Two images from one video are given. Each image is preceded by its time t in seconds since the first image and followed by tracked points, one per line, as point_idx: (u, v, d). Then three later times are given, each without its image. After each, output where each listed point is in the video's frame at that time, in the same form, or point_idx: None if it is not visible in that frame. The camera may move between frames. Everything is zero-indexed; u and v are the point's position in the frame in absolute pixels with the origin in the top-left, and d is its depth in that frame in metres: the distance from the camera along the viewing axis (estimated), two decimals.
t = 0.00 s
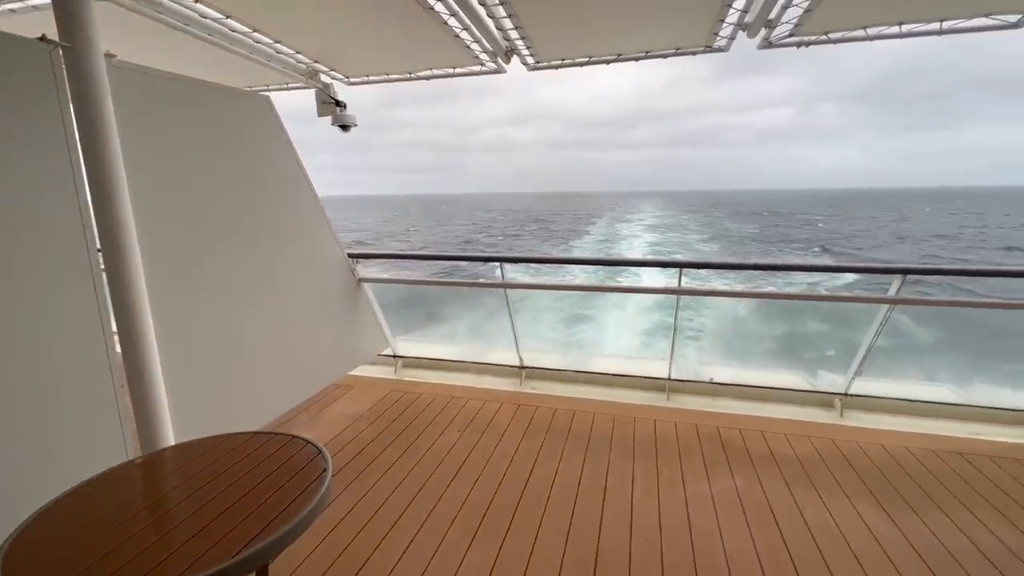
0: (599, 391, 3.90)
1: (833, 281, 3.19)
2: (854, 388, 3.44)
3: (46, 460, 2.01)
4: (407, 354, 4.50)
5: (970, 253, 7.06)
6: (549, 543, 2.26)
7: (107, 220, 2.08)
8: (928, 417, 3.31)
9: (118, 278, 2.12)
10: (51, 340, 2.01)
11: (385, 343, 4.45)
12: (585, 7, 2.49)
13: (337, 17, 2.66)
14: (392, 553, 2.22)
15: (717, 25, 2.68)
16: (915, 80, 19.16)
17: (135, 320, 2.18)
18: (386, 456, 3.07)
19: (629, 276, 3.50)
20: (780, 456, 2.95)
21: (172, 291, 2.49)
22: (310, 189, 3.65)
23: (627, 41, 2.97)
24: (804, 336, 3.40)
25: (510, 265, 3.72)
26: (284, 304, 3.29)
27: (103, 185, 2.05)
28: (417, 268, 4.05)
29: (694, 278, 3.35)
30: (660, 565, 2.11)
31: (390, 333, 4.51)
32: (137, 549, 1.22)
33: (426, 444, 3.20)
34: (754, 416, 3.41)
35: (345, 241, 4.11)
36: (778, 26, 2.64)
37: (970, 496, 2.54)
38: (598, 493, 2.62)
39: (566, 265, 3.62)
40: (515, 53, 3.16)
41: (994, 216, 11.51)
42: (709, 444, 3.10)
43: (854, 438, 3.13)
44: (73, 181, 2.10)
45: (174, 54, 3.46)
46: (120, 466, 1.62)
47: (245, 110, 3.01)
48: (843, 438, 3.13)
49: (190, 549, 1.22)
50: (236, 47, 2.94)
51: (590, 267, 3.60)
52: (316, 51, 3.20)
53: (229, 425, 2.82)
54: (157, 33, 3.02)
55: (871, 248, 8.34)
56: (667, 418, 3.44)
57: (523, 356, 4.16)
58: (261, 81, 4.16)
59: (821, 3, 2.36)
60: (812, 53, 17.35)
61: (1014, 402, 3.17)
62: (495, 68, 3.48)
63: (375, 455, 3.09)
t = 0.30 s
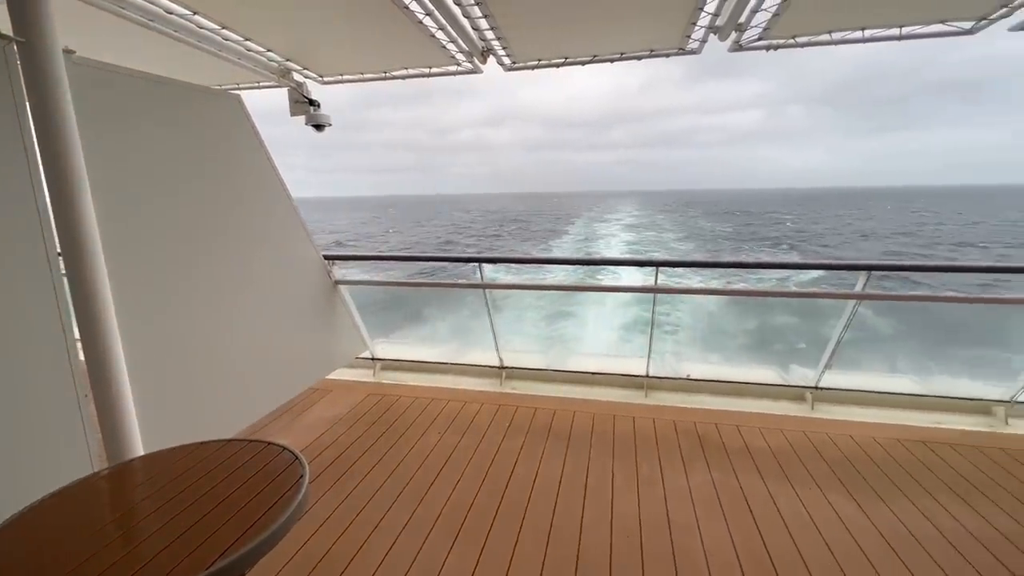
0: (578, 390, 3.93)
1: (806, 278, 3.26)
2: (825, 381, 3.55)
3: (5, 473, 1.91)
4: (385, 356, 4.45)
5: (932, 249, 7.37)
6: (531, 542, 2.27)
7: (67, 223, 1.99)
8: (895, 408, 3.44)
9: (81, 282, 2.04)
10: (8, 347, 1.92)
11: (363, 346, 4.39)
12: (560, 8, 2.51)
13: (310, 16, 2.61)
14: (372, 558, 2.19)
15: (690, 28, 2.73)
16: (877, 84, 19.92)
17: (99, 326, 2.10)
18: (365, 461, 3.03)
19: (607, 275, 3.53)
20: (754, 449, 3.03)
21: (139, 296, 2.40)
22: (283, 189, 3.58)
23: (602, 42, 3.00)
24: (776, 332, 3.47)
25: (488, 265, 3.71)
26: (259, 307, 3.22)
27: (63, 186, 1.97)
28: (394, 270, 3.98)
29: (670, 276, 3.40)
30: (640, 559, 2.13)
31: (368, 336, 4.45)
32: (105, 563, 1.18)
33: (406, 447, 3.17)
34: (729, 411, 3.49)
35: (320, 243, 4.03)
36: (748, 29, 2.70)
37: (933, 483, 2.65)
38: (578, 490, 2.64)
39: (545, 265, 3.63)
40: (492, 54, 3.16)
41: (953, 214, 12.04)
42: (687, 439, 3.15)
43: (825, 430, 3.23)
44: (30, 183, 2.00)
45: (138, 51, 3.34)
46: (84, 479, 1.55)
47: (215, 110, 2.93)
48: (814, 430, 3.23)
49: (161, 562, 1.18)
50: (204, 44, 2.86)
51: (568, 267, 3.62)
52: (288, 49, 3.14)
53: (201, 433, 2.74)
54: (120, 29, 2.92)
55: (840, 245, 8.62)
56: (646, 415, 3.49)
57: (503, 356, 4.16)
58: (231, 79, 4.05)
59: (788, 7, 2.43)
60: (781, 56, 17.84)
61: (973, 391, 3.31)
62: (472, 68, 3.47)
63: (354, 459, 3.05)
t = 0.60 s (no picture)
0: (557, 389, 3.95)
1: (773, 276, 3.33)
2: (796, 375, 3.65)
3: None
4: (362, 360, 4.38)
5: (894, 246, 7.67)
6: (512, 542, 2.27)
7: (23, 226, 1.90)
8: (861, 400, 3.57)
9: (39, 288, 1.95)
10: None
11: (339, 350, 4.32)
12: (536, 10, 2.53)
13: (280, 13, 2.56)
14: (352, 564, 2.16)
15: (662, 31, 2.78)
16: (841, 87, 20.64)
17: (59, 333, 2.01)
18: (343, 465, 2.98)
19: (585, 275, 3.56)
20: (728, 443, 3.10)
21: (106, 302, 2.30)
22: (254, 191, 3.50)
23: (577, 44, 3.02)
24: (749, 325, 3.51)
25: (467, 266, 3.69)
26: (231, 312, 3.14)
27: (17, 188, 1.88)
28: (370, 271, 3.93)
29: (646, 275, 3.44)
30: (620, 555, 2.16)
31: (345, 340, 4.38)
32: None
33: (385, 451, 3.13)
34: (705, 407, 3.56)
35: (293, 245, 3.95)
36: (719, 33, 2.76)
37: (897, 471, 2.76)
38: (559, 489, 2.65)
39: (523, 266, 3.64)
40: (467, 54, 3.15)
41: (913, 212, 12.58)
42: (664, 435, 3.21)
43: (796, 423, 3.33)
44: None
45: (99, 48, 3.22)
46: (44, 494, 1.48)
47: (182, 109, 2.85)
48: (786, 424, 3.32)
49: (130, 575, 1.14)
50: (170, 41, 2.78)
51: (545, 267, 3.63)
52: (258, 48, 3.07)
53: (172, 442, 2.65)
54: (79, 25, 2.80)
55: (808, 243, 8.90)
56: (624, 412, 3.53)
57: (481, 358, 4.15)
58: (198, 78, 3.94)
59: (756, 12, 2.50)
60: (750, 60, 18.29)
61: (933, 382, 3.46)
62: (447, 68, 3.45)
63: (331, 465, 2.99)
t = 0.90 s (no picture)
0: (537, 390, 3.97)
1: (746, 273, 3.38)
2: (768, 371, 3.74)
3: None
4: (338, 364, 4.28)
5: (859, 244, 7.97)
6: (493, 542, 2.27)
7: None
8: (830, 393, 3.69)
9: None
10: None
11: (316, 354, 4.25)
12: (510, 12, 2.54)
13: (250, 12, 2.51)
14: (331, 570, 2.13)
15: (635, 34, 2.82)
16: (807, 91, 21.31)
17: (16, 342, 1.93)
18: (320, 471, 2.94)
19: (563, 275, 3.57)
20: (704, 438, 3.17)
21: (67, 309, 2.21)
22: (224, 192, 3.42)
23: (552, 46, 3.04)
24: (721, 319, 3.57)
25: (445, 268, 3.66)
26: (201, 317, 3.06)
27: None
28: (344, 273, 3.84)
29: (622, 273, 3.47)
30: (599, 551, 2.19)
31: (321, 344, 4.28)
32: None
33: (364, 455, 3.10)
34: (680, 403, 3.62)
35: (265, 248, 3.86)
36: (689, 37, 2.82)
37: (863, 461, 2.87)
38: (538, 488, 2.67)
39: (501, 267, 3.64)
40: (442, 54, 3.13)
41: (877, 211, 13.09)
42: (641, 431, 3.26)
43: (768, 417, 3.43)
44: None
45: (56, 45, 3.09)
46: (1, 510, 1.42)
47: (147, 108, 2.76)
48: (758, 418, 3.41)
49: None
50: (133, 39, 2.68)
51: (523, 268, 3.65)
52: (226, 46, 2.99)
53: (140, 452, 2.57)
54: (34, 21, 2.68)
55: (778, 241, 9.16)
56: (602, 410, 3.57)
57: (460, 360, 4.11)
58: (163, 77, 3.82)
59: (725, 17, 2.56)
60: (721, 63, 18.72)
61: (897, 375, 3.59)
62: (422, 69, 3.43)
63: (308, 471, 2.94)
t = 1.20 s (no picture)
0: (513, 390, 3.96)
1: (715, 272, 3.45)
2: (739, 367, 3.83)
3: None
4: (311, 368, 4.19)
5: (825, 242, 8.24)
6: (469, 544, 2.26)
7: None
8: (798, 388, 3.79)
9: None
10: None
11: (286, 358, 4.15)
12: (481, 13, 2.53)
13: (213, 8, 2.44)
14: None
15: (605, 37, 2.85)
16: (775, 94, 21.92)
17: None
18: (292, 478, 2.87)
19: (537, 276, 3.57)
20: (676, 434, 3.22)
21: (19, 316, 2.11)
22: (188, 194, 3.32)
23: (523, 48, 3.05)
24: (693, 318, 3.64)
25: (420, 270, 3.58)
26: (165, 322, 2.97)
27: None
28: (312, 276, 3.72)
29: (596, 273, 3.50)
30: (574, 549, 2.20)
31: (293, 348, 4.17)
32: None
33: (337, 461, 3.04)
34: (654, 400, 3.67)
35: (232, 250, 3.75)
36: (658, 40, 2.87)
37: (828, 453, 2.96)
38: (514, 488, 2.67)
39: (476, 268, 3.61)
40: (413, 54, 3.11)
41: (842, 210, 13.58)
42: (616, 430, 3.30)
43: (739, 412, 3.51)
44: None
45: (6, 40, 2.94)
46: None
47: (104, 106, 2.65)
48: (729, 413, 3.49)
49: None
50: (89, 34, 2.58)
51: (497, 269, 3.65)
52: (188, 42, 2.90)
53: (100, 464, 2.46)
54: None
55: (749, 241, 9.40)
56: (578, 409, 3.60)
57: (435, 362, 4.08)
58: (123, 74, 3.68)
59: (691, 21, 2.61)
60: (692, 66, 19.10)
61: (860, 369, 3.72)
62: (394, 68, 3.40)
63: (280, 478, 2.88)
